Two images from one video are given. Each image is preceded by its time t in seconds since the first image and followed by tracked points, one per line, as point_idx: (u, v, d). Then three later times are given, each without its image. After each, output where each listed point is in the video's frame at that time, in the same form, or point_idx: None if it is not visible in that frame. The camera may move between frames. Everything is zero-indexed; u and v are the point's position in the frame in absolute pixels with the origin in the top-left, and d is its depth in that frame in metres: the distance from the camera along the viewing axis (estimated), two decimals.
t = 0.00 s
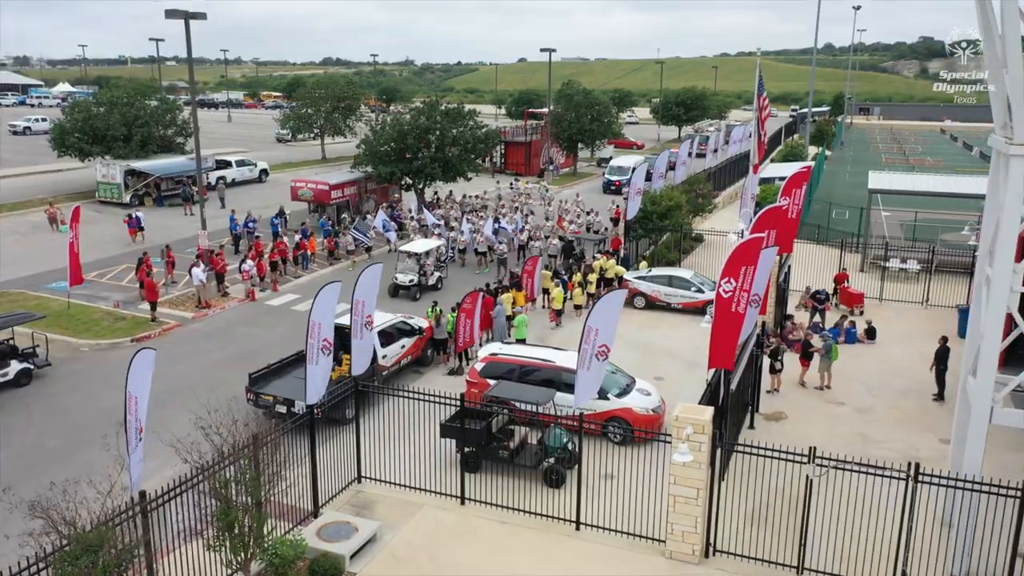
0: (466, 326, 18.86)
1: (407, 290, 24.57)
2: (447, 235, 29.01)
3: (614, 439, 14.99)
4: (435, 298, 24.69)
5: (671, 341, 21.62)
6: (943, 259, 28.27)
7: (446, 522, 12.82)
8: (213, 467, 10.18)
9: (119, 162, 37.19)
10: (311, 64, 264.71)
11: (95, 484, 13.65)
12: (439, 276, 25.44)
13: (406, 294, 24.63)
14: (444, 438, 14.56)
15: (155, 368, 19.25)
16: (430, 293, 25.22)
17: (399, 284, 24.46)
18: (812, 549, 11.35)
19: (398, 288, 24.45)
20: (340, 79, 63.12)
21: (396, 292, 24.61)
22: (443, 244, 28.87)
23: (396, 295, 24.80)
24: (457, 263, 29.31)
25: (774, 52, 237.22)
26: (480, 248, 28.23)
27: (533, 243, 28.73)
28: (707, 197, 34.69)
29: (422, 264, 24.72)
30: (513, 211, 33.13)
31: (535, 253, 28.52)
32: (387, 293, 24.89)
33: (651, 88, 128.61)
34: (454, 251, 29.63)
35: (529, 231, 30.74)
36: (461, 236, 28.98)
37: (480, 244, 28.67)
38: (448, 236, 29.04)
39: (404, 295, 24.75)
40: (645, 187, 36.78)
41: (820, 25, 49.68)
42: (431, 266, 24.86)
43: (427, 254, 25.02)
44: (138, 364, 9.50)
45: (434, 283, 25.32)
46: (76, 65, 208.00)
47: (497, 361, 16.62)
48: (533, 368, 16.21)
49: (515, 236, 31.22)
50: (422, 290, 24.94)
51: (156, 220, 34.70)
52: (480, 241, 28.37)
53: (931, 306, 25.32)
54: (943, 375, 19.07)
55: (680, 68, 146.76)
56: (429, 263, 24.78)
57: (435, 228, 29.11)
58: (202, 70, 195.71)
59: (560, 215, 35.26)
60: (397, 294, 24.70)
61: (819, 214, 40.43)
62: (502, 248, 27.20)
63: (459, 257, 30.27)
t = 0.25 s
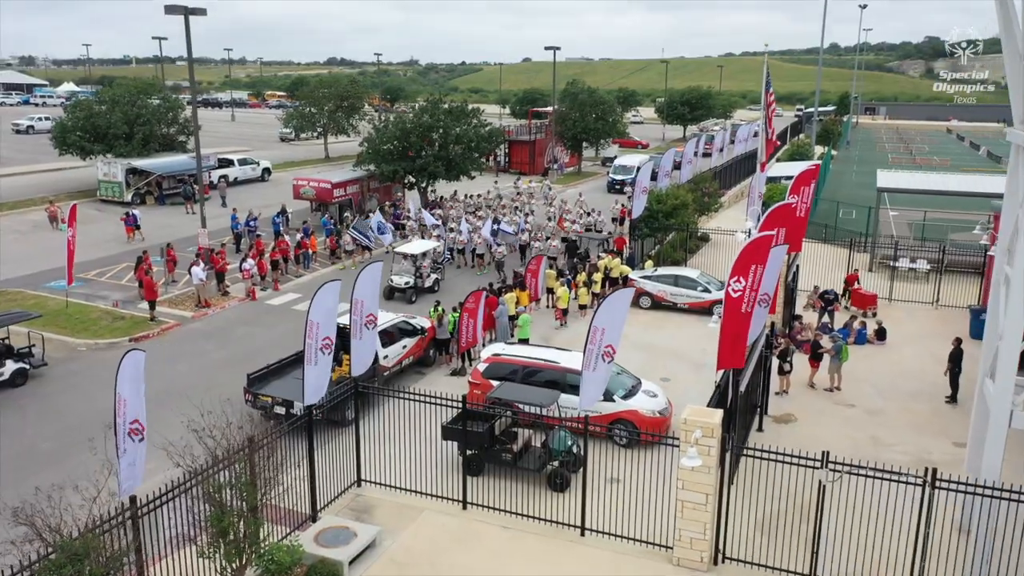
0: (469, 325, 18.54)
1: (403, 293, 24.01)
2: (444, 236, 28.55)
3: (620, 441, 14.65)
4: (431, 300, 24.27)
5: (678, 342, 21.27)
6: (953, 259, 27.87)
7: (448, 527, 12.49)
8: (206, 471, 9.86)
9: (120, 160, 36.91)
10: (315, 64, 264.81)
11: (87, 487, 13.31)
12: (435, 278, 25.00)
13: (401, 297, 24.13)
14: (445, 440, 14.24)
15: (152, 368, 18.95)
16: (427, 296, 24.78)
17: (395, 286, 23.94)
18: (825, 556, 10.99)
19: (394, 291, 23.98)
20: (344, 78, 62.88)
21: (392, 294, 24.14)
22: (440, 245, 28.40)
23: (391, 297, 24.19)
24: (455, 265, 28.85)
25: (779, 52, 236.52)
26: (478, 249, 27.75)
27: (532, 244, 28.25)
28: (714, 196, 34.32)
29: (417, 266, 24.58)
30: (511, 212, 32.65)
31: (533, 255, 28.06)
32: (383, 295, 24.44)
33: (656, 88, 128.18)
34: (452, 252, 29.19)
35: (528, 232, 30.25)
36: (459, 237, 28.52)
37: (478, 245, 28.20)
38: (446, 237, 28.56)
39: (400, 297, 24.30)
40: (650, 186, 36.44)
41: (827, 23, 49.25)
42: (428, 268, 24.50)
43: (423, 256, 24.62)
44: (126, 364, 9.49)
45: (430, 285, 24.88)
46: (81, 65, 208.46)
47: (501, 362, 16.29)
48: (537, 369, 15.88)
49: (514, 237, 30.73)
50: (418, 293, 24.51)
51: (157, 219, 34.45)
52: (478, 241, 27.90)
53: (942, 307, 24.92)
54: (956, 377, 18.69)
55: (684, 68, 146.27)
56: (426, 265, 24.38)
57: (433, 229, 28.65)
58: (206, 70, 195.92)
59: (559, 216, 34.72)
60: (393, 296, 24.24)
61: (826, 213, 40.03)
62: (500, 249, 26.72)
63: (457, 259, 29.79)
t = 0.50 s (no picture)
0: (471, 325, 18.22)
1: (398, 296, 23.61)
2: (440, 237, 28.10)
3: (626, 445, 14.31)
4: (426, 304, 23.83)
5: (684, 342, 20.91)
6: (963, 259, 27.43)
7: (448, 533, 12.15)
8: (198, 477, 9.55)
9: (121, 159, 36.51)
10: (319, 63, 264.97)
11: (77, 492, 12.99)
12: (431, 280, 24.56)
13: (395, 300, 23.65)
14: (446, 444, 13.91)
15: (147, 369, 18.64)
16: (422, 299, 24.31)
17: (389, 290, 23.52)
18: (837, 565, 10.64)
19: (388, 295, 23.50)
20: (347, 77, 62.62)
21: (386, 297, 23.68)
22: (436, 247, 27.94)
23: (386, 301, 23.83)
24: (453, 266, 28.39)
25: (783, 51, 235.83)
26: (475, 251, 27.28)
27: (531, 245, 27.79)
28: (720, 195, 33.94)
29: (413, 268, 23.96)
30: (510, 212, 32.16)
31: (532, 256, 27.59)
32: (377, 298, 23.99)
33: (660, 87, 127.74)
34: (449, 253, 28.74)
35: (527, 233, 29.77)
36: (457, 238, 28.07)
37: (476, 246, 27.74)
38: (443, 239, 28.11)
39: (394, 300, 23.84)
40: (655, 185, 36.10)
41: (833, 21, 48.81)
42: (423, 270, 24.06)
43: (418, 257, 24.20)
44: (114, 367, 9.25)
45: (425, 288, 24.42)
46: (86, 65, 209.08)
47: (503, 363, 15.95)
48: (540, 370, 15.54)
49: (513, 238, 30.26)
50: (413, 296, 24.07)
51: (158, 218, 34.17)
52: (476, 243, 27.44)
53: (952, 307, 24.50)
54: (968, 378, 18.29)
55: (688, 67, 145.80)
56: (421, 268, 23.96)
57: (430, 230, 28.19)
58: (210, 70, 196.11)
59: (558, 217, 34.22)
60: (386, 299, 23.79)
61: (832, 212, 39.63)
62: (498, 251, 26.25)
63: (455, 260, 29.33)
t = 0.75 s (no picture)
0: (475, 325, 17.89)
1: (393, 299, 23.04)
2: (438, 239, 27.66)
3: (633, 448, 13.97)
4: (423, 307, 23.41)
5: (691, 343, 20.54)
6: (975, 259, 26.99)
7: (450, 540, 11.81)
8: (191, 482, 9.23)
9: (122, 157, 36.23)
10: (323, 64, 265.51)
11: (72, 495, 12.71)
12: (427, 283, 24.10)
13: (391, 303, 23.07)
14: (448, 447, 13.58)
15: (143, 370, 18.32)
16: (418, 303, 23.79)
17: (384, 293, 22.86)
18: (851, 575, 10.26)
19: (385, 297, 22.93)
20: (350, 75, 62.31)
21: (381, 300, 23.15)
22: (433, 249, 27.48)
23: (380, 303, 23.17)
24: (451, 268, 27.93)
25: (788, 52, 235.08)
26: (474, 253, 26.83)
27: (531, 246, 27.34)
28: (726, 194, 33.56)
29: (409, 270, 23.47)
30: (509, 214, 31.71)
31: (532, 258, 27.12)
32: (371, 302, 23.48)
33: (665, 87, 127.24)
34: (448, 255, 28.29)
35: (526, 235, 29.30)
36: (456, 239, 27.65)
37: (474, 248, 27.29)
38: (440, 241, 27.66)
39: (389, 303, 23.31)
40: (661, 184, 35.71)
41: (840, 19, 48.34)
42: (419, 273, 23.67)
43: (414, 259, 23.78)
44: (100, 369, 8.92)
45: (420, 290, 23.93)
46: (91, 66, 209.48)
47: (506, 365, 15.61)
48: (545, 372, 15.19)
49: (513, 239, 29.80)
50: (409, 299, 23.62)
51: (159, 217, 33.90)
52: (474, 244, 27.01)
53: (964, 308, 24.08)
54: (982, 381, 17.89)
55: (694, 67, 145.16)
56: (417, 270, 23.51)
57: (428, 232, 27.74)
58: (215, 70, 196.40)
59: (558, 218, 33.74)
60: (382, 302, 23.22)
61: (840, 212, 39.23)
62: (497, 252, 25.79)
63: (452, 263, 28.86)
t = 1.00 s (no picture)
0: (478, 326, 17.57)
1: (387, 302, 22.76)
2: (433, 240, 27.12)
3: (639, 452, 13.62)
4: (420, 310, 23.00)
5: (697, 345, 20.20)
6: (986, 260, 26.56)
7: (451, 547, 11.47)
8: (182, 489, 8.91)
9: (124, 156, 36.03)
10: (328, 64, 265.60)
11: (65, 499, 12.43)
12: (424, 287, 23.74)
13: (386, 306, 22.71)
14: (450, 451, 13.24)
15: (139, 371, 18.00)
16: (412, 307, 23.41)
17: (378, 296, 22.57)
18: None
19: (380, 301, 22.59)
20: (355, 75, 62.07)
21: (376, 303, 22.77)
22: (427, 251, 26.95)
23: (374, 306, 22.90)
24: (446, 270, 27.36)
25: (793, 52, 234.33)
26: (471, 254, 26.32)
27: (528, 248, 26.80)
28: (733, 193, 33.19)
29: (404, 272, 23.04)
30: (508, 214, 31.19)
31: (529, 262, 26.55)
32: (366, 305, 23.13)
33: (671, 87, 126.79)
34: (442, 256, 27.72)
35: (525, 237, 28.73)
36: (454, 240, 27.14)
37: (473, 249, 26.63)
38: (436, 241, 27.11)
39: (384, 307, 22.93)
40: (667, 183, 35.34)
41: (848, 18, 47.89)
42: (415, 276, 23.21)
43: (409, 261, 23.34)
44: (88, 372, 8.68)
45: (415, 293, 23.47)
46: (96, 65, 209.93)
47: (510, 367, 15.27)
48: (549, 374, 14.85)
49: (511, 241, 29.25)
50: (404, 302, 23.20)
51: (161, 216, 33.66)
52: (472, 245, 26.48)
53: (975, 309, 23.66)
54: (997, 384, 17.49)
55: (699, 67, 144.62)
56: (413, 273, 23.10)
57: (426, 233, 27.26)
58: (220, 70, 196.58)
59: (557, 219, 33.16)
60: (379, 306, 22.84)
61: (848, 212, 38.82)
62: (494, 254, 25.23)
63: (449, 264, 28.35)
